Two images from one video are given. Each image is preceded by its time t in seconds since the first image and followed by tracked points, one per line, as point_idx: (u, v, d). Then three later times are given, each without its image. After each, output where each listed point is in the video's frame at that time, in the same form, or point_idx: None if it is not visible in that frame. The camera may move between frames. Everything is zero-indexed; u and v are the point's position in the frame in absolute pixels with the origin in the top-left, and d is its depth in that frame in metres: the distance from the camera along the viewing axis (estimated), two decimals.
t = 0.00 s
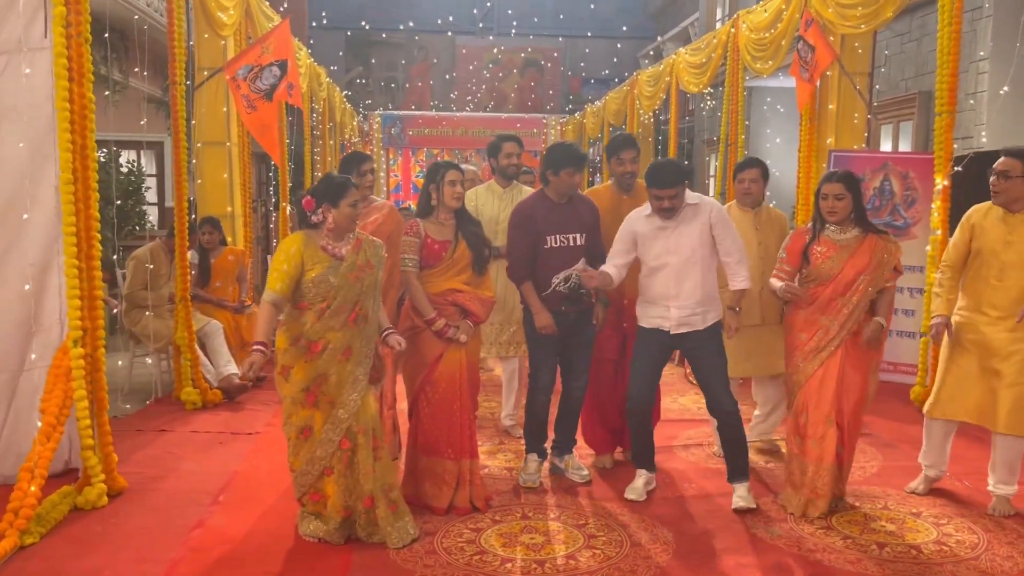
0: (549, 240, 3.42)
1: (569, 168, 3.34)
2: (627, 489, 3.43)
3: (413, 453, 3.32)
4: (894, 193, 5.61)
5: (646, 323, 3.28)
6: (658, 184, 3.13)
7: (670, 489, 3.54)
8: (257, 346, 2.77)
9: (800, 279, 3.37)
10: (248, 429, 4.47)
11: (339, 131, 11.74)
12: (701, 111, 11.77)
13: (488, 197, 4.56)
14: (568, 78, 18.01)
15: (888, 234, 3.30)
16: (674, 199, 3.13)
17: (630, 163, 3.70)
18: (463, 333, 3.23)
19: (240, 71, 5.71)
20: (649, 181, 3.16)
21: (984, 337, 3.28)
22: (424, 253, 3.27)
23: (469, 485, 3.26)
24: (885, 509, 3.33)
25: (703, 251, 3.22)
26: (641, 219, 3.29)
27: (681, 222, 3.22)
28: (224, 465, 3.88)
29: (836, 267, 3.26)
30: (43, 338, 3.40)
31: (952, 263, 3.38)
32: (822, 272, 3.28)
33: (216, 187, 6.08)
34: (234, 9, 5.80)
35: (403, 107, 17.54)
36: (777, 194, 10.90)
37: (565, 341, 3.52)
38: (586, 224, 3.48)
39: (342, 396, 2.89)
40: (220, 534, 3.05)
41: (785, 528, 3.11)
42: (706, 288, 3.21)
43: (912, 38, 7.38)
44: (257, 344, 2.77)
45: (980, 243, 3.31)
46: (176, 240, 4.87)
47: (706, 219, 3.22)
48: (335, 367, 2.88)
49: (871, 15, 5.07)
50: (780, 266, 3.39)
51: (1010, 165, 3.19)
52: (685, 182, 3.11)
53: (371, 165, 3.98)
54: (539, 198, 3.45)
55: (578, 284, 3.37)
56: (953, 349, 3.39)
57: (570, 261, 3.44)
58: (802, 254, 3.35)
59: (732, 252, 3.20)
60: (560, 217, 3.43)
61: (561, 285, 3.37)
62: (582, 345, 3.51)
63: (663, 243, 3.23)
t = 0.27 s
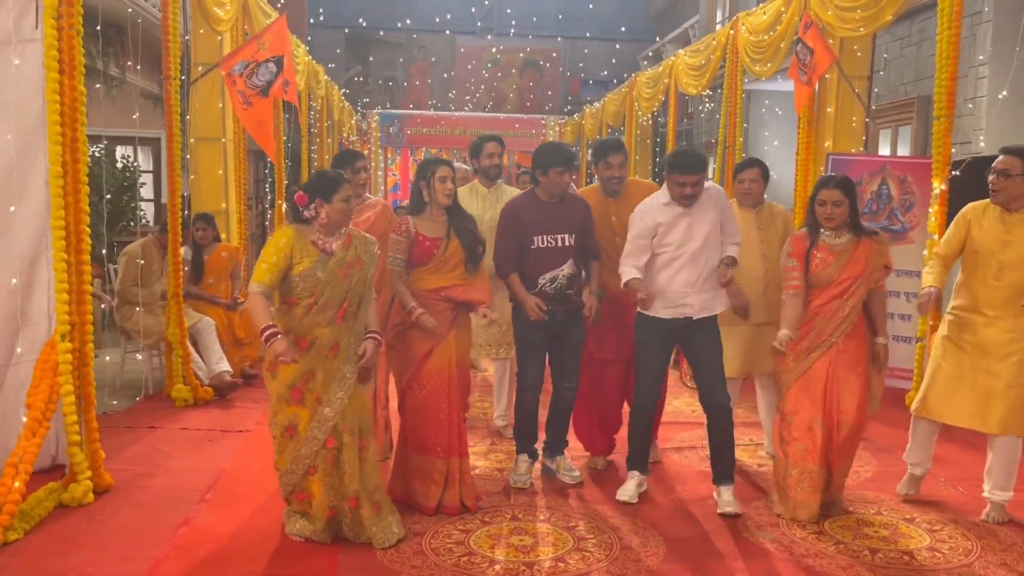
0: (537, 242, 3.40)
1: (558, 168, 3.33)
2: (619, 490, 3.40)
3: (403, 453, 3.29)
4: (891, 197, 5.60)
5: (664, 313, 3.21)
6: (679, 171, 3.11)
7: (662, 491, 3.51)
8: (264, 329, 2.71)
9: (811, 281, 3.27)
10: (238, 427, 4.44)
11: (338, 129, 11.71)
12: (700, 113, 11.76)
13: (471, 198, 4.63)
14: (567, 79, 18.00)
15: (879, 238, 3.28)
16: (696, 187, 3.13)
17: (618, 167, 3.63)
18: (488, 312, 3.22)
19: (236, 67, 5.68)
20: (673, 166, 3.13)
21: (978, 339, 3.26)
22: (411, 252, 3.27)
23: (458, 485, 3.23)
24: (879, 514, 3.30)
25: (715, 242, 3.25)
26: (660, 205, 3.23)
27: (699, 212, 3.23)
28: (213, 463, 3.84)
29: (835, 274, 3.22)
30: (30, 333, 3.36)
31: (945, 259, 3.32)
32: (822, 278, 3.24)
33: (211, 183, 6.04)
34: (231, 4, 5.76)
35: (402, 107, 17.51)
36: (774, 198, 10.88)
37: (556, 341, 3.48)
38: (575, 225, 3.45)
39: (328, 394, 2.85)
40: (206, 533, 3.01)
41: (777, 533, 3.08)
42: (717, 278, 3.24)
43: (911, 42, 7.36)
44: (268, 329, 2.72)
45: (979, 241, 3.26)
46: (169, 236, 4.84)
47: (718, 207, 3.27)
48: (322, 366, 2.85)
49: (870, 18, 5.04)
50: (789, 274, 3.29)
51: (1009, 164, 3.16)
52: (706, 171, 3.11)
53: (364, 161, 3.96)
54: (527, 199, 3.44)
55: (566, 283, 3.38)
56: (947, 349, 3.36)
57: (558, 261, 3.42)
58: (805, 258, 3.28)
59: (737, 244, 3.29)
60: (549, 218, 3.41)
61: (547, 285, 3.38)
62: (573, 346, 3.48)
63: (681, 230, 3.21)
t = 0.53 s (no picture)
0: (529, 249, 3.37)
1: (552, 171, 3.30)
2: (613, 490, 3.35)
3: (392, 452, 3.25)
4: (888, 201, 5.55)
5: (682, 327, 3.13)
6: (700, 174, 3.06)
7: (653, 493, 3.47)
8: (292, 333, 2.72)
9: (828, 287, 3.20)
10: (227, 424, 4.40)
11: (335, 127, 11.68)
12: (698, 116, 11.73)
13: (444, 195, 4.61)
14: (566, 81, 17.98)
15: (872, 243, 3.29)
16: (715, 192, 3.08)
17: (616, 167, 3.61)
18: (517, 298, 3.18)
19: (232, 62, 5.65)
20: (693, 170, 3.09)
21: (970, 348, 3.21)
22: (390, 253, 3.21)
23: (446, 484, 3.19)
24: (871, 518, 3.26)
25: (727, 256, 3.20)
26: (674, 213, 3.18)
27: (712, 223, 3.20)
28: (201, 459, 3.81)
29: (845, 278, 3.19)
30: (16, 326, 3.32)
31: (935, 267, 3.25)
32: (832, 280, 3.20)
33: (205, 178, 6.01)
34: None
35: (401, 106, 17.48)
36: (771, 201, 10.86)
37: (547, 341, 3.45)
38: (566, 231, 3.45)
39: (314, 397, 2.81)
40: (190, 529, 2.97)
41: (767, 536, 3.05)
42: (728, 292, 3.18)
43: (911, 47, 7.34)
44: (296, 332, 2.72)
45: (971, 250, 3.20)
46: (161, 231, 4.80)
47: (731, 221, 3.24)
48: (309, 369, 2.82)
49: (869, 20, 5.01)
50: (809, 277, 3.17)
51: (1005, 177, 3.09)
52: (727, 175, 3.06)
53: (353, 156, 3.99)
54: (520, 206, 3.40)
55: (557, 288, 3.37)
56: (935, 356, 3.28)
57: (544, 268, 3.39)
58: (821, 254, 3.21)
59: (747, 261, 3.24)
60: (541, 222, 3.39)
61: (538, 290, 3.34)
62: (566, 345, 3.44)
63: (695, 242, 3.17)
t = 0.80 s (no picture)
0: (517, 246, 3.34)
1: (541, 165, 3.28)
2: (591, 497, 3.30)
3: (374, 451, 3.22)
4: (883, 206, 5.52)
5: (633, 312, 3.18)
6: (666, 162, 3.06)
7: (639, 495, 3.44)
8: (238, 325, 2.70)
9: (797, 282, 3.24)
10: (213, 421, 4.37)
11: (333, 127, 11.65)
12: (695, 120, 11.72)
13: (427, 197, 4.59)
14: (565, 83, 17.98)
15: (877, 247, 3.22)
16: (682, 179, 3.06)
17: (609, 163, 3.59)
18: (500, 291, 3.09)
19: (225, 59, 5.62)
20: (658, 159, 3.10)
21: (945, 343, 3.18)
22: (385, 243, 3.18)
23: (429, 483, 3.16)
24: (858, 523, 3.23)
25: (694, 244, 3.14)
26: (638, 202, 3.22)
27: (678, 210, 3.15)
28: (185, 456, 3.77)
29: (823, 280, 3.18)
30: None
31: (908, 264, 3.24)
32: (809, 281, 3.20)
33: (197, 175, 5.98)
34: None
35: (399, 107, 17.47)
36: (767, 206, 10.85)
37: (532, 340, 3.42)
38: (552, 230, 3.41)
39: (290, 389, 2.77)
40: (169, 526, 2.94)
41: (753, 540, 3.02)
42: (694, 280, 3.12)
43: (908, 52, 7.33)
44: (241, 326, 2.70)
45: (939, 245, 3.21)
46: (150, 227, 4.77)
47: (704, 209, 3.15)
48: (286, 361, 2.77)
49: (865, 24, 4.98)
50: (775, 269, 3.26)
51: (982, 176, 3.05)
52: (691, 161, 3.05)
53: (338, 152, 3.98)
54: (509, 202, 3.38)
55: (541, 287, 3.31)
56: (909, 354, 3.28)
57: (530, 266, 3.36)
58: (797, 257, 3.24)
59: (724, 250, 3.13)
60: (530, 219, 3.37)
61: (522, 289, 3.29)
62: (551, 344, 3.42)
63: (656, 230, 3.16)
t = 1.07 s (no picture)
0: (498, 262, 3.33)
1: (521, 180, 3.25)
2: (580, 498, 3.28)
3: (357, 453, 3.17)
4: (878, 211, 5.50)
5: (606, 321, 3.15)
6: (625, 167, 3.12)
7: (626, 501, 3.40)
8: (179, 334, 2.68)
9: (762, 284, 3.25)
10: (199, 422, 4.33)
11: (330, 128, 11.62)
12: (693, 125, 11.71)
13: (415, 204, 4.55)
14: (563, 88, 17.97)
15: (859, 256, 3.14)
16: (641, 183, 3.13)
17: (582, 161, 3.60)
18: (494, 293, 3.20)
19: (218, 57, 5.58)
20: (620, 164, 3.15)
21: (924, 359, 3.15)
22: (380, 256, 3.20)
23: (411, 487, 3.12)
24: (848, 531, 3.19)
25: (662, 249, 3.14)
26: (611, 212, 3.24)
27: (646, 216, 3.17)
28: (168, 458, 3.73)
29: (787, 278, 3.17)
30: None
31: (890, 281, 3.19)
32: (775, 279, 3.19)
33: (189, 174, 5.94)
34: None
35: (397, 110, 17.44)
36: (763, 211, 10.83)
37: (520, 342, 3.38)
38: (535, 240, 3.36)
39: (258, 389, 2.74)
40: (147, 529, 2.90)
41: (739, 547, 2.98)
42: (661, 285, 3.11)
43: (904, 59, 7.32)
44: (178, 335, 2.67)
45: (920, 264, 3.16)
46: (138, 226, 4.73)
47: (673, 214, 3.15)
48: (251, 362, 2.73)
49: (861, 29, 4.95)
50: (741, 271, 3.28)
51: (955, 194, 3.04)
52: (652, 166, 3.10)
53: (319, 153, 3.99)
54: (490, 215, 3.37)
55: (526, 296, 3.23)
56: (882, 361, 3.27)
57: (514, 278, 3.34)
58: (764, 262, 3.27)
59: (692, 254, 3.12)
60: (515, 229, 3.35)
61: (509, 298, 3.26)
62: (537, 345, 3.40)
63: (627, 237, 3.18)
